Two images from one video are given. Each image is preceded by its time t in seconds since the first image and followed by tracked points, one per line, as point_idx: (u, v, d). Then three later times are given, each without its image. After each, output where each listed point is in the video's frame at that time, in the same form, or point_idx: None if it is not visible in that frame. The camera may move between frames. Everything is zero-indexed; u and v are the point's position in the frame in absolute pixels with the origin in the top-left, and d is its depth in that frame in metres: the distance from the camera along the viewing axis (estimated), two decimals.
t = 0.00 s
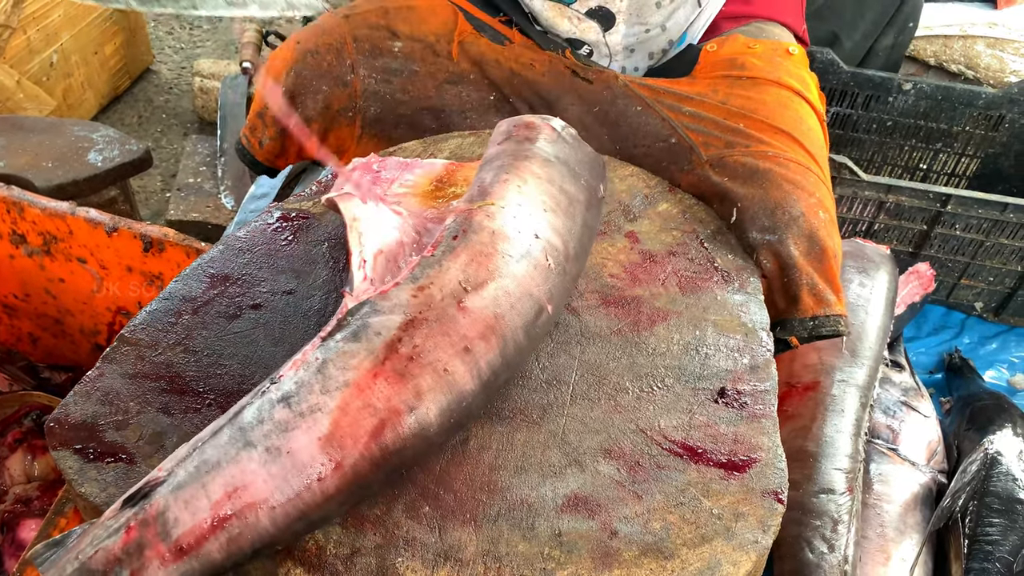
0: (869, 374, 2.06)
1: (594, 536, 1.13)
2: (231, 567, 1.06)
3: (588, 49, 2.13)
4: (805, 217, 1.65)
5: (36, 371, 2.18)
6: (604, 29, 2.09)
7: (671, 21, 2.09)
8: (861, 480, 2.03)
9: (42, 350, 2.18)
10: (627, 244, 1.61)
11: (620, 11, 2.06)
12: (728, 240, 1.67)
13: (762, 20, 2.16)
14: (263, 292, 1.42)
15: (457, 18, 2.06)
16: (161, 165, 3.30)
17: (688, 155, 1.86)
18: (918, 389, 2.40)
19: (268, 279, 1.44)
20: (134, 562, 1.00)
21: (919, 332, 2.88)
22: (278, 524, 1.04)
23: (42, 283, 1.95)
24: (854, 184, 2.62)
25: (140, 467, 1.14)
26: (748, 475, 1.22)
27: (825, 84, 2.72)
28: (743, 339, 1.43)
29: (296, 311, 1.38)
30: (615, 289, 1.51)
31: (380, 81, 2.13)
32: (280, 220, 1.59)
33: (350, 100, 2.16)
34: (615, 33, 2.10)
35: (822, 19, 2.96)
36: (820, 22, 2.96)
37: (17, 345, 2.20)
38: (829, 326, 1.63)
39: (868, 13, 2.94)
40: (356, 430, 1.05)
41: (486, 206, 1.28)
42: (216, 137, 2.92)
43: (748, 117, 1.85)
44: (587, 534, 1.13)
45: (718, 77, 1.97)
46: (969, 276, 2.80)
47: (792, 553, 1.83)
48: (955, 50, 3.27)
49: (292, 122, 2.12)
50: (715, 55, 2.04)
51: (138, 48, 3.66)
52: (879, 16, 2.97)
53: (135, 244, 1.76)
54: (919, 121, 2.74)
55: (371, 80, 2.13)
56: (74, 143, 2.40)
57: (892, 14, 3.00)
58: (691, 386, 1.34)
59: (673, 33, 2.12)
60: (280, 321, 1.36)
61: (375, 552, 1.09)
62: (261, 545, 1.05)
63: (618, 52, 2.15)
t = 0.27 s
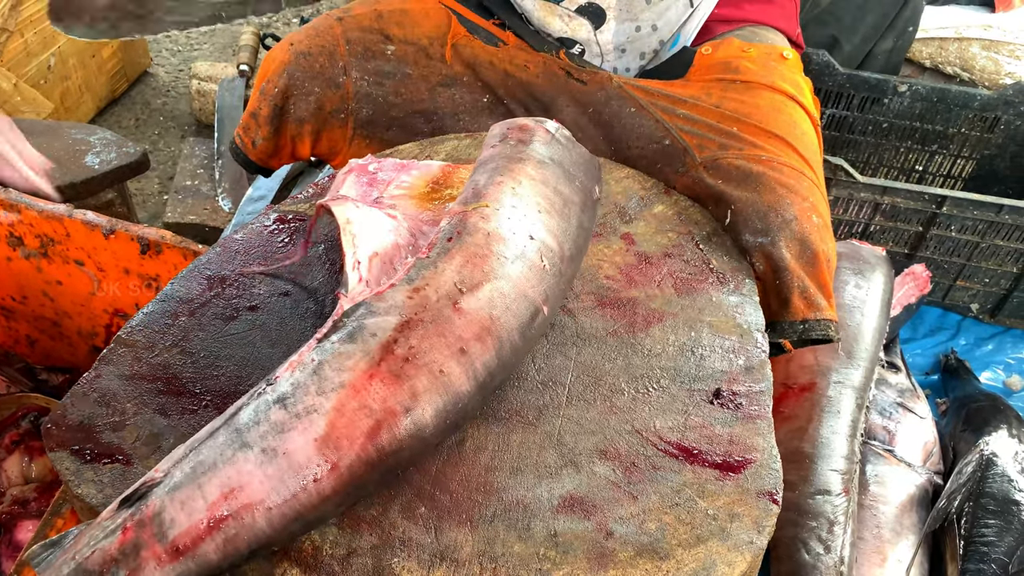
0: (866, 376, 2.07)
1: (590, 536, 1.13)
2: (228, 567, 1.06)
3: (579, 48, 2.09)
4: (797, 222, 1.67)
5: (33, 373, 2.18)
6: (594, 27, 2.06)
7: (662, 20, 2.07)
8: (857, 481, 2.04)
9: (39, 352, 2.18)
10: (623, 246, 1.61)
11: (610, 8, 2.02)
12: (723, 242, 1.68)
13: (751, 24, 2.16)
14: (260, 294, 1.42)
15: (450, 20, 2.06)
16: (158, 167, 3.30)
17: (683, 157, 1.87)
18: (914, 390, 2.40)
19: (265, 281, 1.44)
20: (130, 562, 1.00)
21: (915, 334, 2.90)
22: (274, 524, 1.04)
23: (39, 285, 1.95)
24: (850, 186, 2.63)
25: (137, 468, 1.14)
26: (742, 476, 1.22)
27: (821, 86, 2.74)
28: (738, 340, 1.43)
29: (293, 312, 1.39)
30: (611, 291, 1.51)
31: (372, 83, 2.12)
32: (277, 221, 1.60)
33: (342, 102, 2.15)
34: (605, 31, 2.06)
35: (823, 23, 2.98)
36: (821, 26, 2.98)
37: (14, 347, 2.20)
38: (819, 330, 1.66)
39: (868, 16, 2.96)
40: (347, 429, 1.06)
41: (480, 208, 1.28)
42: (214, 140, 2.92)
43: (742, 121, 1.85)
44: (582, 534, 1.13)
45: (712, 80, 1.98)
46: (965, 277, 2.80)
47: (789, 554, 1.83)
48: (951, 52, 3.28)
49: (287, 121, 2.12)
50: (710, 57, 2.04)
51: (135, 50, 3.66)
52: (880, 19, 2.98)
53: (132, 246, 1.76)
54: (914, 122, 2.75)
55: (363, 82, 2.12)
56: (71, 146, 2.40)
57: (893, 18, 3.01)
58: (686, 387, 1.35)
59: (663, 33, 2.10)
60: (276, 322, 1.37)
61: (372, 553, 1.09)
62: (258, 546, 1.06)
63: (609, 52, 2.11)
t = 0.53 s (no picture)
0: (860, 374, 2.08)
1: (583, 534, 1.13)
2: (219, 567, 1.06)
3: (575, 45, 2.24)
4: (793, 216, 1.67)
5: (28, 373, 2.18)
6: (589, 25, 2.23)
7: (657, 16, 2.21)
8: (852, 479, 2.04)
9: (34, 353, 2.17)
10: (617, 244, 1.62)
11: (606, 7, 2.20)
12: (718, 240, 1.68)
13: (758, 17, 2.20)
14: (253, 293, 1.42)
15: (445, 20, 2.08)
16: (154, 167, 3.30)
17: (676, 154, 1.81)
18: (909, 388, 2.41)
19: (258, 281, 1.44)
20: (122, 562, 1.00)
21: (910, 332, 2.90)
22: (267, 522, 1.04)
23: (33, 285, 1.95)
24: (845, 185, 2.63)
25: (130, 468, 1.15)
26: (736, 473, 1.23)
27: (816, 86, 2.74)
28: (732, 338, 1.44)
29: (286, 312, 1.39)
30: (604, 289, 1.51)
31: (367, 82, 2.10)
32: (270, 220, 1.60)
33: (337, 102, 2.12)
34: (601, 29, 2.22)
35: (824, 18, 2.98)
36: (822, 21, 2.98)
37: (9, 347, 2.20)
38: (822, 323, 1.65)
39: (869, 13, 2.94)
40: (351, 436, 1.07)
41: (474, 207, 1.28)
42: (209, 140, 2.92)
43: (733, 116, 1.86)
44: (576, 532, 1.14)
45: (705, 77, 2.01)
46: (959, 276, 2.81)
47: (783, 552, 1.83)
48: (946, 51, 3.29)
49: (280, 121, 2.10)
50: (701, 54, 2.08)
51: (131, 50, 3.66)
52: (879, 18, 2.97)
53: (127, 245, 1.76)
54: (909, 122, 2.76)
55: (357, 82, 2.10)
56: (65, 146, 2.39)
57: (892, 17, 3.01)
58: (680, 385, 1.35)
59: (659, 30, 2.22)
60: (270, 322, 1.37)
61: (365, 551, 1.09)
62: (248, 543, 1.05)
63: (604, 49, 2.25)
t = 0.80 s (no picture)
0: (855, 371, 2.09)
1: (579, 531, 1.14)
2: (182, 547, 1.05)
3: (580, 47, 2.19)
4: (819, 209, 1.70)
5: (22, 374, 2.17)
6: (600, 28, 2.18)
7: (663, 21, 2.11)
8: (847, 476, 2.05)
9: (30, 354, 2.17)
10: (612, 243, 1.62)
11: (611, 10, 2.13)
12: (713, 238, 1.68)
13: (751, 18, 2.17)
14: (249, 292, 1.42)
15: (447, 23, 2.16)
16: (148, 167, 3.29)
17: (696, 150, 1.89)
18: (903, 385, 2.42)
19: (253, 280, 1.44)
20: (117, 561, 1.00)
21: (905, 330, 2.91)
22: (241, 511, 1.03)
23: (28, 284, 1.95)
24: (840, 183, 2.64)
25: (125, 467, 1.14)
26: (730, 470, 1.23)
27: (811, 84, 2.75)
28: (726, 335, 1.44)
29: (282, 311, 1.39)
30: (599, 287, 1.52)
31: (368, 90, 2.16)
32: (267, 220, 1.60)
33: (338, 109, 2.19)
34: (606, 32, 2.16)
35: (815, 11, 2.98)
36: (813, 15, 2.98)
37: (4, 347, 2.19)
38: (849, 315, 1.65)
39: (860, 10, 2.95)
40: (246, 336, 1.06)
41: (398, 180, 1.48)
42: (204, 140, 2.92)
43: (753, 112, 1.88)
44: (571, 529, 1.14)
45: (718, 73, 2.01)
46: (953, 273, 2.82)
47: (778, 548, 1.84)
48: (940, 50, 3.31)
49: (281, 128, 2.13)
50: (713, 51, 2.10)
51: (126, 51, 3.65)
52: (869, 15, 2.98)
53: (122, 245, 1.76)
54: (903, 120, 2.77)
55: (359, 89, 2.15)
56: (60, 146, 2.39)
57: (883, 13, 3.03)
58: (674, 382, 1.36)
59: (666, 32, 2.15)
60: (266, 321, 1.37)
61: (360, 549, 1.09)
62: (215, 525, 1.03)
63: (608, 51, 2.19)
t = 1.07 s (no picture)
0: (852, 372, 2.09)
1: (578, 531, 1.14)
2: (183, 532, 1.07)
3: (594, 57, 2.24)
4: (822, 215, 1.70)
5: (21, 375, 2.18)
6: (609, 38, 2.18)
7: (671, 29, 2.13)
8: (844, 476, 2.06)
9: (29, 355, 2.17)
10: (610, 244, 1.63)
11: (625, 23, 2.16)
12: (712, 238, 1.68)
13: (754, 26, 2.19)
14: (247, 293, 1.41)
15: (449, 28, 2.15)
16: (147, 169, 3.30)
17: (700, 155, 1.90)
18: (901, 386, 2.43)
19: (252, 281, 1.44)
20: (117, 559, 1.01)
21: (902, 330, 2.92)
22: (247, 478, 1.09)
23: (27, 286, 1.95)
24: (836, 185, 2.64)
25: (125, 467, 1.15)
26: (728, 470, 1.24)
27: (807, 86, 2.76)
28: (723, 336, 1.45)
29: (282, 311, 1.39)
30: (598, 288, 1.52)
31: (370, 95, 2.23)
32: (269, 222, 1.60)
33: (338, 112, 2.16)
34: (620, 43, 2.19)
35: (808, 8, 2.96)
36: (807, 11, 2.96)
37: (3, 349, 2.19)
38: (851, 320, 1.66)
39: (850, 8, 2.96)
40: (259, 350, 1.11)
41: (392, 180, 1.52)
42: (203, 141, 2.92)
43: (756, 119, 1.89)
44: (570, 529, 1.14)
45: (722, 79, 2.03)
46: (951, 274, 2.83)
47: (776, 549, 1.84)
48: (936, 51, 3.33)
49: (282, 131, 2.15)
50: (717, 57, 2.10)
51: (124, 53, 3.66)
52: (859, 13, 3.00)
53: (121, 246, 1.76)
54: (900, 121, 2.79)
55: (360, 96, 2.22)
56: (59, 147, 2.39)
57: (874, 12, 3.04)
58: (672, 382, 1.36)
59: (672, 40, 2.17)
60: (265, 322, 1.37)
61: (360, 549, 1.10)
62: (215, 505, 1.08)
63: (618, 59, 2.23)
